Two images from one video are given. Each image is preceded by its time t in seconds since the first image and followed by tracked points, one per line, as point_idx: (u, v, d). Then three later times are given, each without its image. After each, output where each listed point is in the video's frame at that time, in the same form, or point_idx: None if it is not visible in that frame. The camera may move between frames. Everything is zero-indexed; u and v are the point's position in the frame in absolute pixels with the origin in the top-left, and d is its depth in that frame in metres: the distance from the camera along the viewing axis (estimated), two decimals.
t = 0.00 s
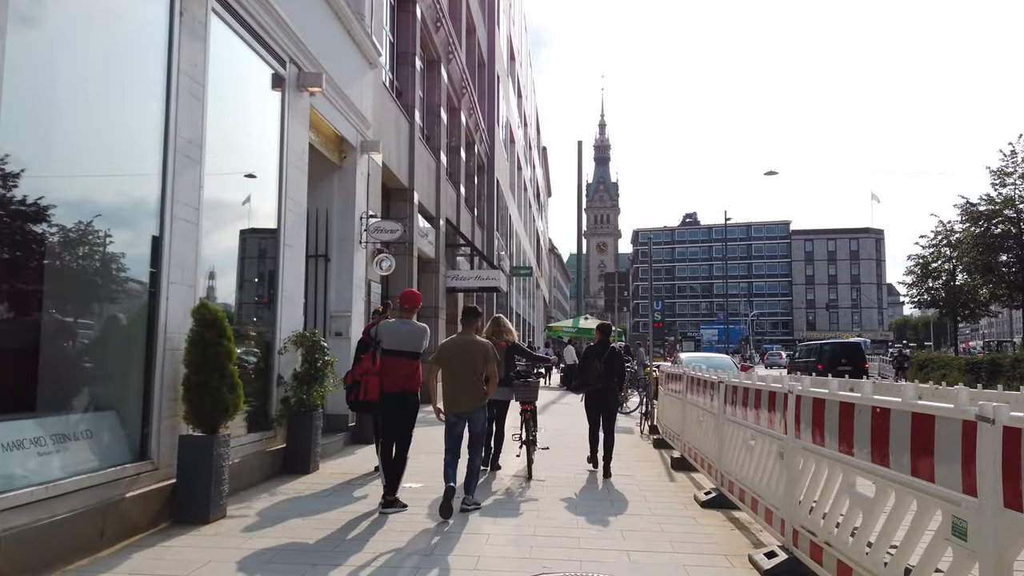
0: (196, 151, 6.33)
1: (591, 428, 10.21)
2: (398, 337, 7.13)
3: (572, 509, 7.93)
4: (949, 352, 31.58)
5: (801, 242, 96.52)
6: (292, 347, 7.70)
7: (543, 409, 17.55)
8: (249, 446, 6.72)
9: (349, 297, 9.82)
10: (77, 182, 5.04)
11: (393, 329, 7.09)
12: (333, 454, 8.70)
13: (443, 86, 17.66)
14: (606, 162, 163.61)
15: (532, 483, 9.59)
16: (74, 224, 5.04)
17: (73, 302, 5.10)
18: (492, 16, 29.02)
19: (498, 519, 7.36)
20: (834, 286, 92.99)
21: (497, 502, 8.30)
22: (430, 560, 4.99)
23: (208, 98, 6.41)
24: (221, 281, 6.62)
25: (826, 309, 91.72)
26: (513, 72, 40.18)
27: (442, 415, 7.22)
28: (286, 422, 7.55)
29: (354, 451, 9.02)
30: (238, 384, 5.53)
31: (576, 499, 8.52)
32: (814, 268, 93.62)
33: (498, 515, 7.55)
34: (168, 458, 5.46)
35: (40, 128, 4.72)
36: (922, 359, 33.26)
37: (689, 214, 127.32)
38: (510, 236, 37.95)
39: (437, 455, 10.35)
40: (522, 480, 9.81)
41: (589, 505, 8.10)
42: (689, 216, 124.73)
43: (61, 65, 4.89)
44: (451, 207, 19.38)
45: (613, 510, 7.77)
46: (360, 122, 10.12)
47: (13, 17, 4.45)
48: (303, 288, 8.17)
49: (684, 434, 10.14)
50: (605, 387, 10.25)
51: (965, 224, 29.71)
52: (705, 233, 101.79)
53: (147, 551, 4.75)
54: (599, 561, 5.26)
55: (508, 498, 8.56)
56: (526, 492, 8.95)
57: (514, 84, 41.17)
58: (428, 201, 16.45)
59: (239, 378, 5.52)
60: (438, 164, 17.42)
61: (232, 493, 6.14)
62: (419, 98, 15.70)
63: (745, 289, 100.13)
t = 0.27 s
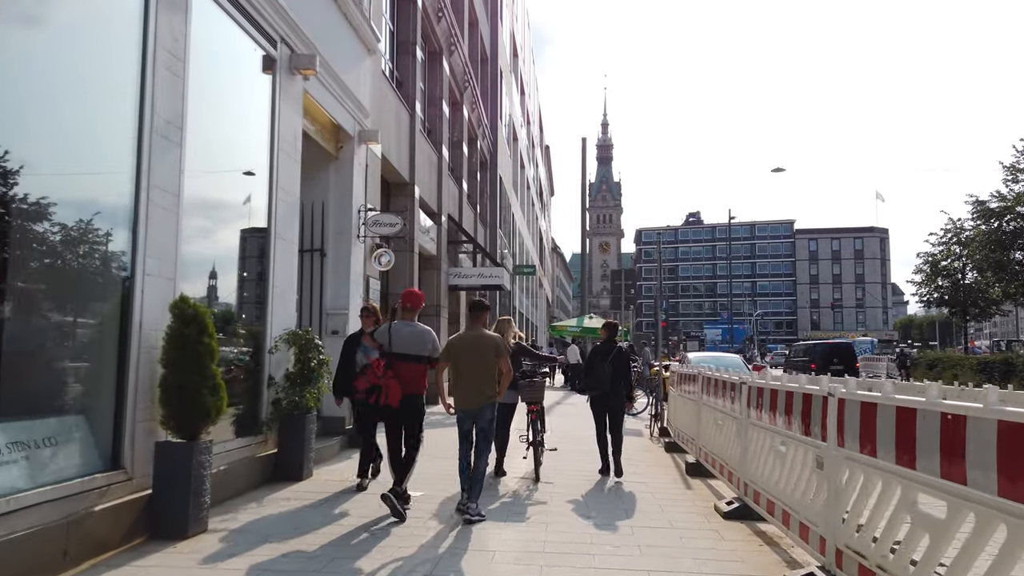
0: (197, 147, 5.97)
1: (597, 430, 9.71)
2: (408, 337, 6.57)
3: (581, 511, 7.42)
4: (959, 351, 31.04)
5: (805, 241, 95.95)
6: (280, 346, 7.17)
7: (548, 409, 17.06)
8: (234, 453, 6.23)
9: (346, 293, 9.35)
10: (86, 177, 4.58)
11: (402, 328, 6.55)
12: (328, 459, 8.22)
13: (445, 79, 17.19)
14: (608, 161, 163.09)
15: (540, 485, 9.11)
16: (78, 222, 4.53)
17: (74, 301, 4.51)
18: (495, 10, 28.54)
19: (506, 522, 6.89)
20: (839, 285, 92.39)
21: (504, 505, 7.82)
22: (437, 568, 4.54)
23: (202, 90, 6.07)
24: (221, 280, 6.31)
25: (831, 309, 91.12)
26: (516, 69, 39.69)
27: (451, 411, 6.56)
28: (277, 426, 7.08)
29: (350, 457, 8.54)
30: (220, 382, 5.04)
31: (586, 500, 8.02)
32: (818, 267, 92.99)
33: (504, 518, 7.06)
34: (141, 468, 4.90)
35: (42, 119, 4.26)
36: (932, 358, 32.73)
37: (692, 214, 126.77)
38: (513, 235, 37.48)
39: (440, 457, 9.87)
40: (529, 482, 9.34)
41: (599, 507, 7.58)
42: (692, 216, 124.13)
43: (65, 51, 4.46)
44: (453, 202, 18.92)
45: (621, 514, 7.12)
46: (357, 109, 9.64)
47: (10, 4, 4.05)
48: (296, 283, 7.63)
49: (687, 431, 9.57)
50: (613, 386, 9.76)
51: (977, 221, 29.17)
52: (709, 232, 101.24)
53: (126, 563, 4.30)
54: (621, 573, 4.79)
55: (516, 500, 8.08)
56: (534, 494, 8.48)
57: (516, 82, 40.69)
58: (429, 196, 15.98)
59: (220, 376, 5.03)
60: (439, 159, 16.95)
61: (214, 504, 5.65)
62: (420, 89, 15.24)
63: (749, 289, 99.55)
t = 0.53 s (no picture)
0: (198, 143, 5.76)
1: (610, 428, 9.24)
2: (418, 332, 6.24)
3: (595, 511, 6.99)
4: (972, 352, 30.46)
5: (811, 240, 95.25)
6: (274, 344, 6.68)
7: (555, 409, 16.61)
8: (222, 459, 5.80)
9: (344, 288, 8.92)
10: (91, 177, 4.34)
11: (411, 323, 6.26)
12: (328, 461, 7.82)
13: (448, 70, 16.77)
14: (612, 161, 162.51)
15: (550, 485, 8.70)
16: (80, 221, 4.28)
17: (73, 298, 4.26)
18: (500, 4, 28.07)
19: (517, 523, 6.48)
20: (845, 284, 91.71)
21: (515, 505, 7.41)
22: None
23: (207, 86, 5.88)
24: (226, 280, 6.13)
25: (837, 309, 90.47)
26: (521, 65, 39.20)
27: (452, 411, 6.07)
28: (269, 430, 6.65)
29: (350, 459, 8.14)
30: (200, 377, 4.59)
31: (599, 500, 7.59)
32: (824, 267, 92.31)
33: (513, 518, 6.63)
34: (115, 474, 4.46)
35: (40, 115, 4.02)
36: (944, 358, 32.16)
37: (698, 213, 126.03)
38: (518, 233, 37.03)
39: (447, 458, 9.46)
40: (539, 482, 8.93)
41: (613, 507, 7.13)
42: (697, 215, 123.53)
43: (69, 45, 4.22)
44: (457, 198, 18.49)
45: (636, 516, 6.61)
46: (356, 95, 9.21)
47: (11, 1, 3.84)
48: (291, 277, 7.17)
49: (699, 431, 9.07)
50: (625, 384, 9.33)
51: (992, 218, 28.53)
52: (714, 231, 100.71)
53: None
54: None
55: (525, 500, 7.66)
56: (544, 494, 8.06)
57: (521, 78, 40.20)
58: (433, 190, 15.54)
59: (201, 371, 4.58)
60: (443, 153, 16.52)
61: (200, 513, 5.21)
62: (422, 80, 14.79)
63: (755, 288, 98.92)
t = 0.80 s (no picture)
0: (197, 139, 5.61)
1: (619, 431, 8.81)
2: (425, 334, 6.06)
3: (607, 519, 6.53)
4: (988, 353, 29.78)
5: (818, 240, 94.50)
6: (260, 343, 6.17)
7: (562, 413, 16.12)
8: (202, 469, 5.36)
9: (340, 287, 8.46)
10: (73, 168, 4.06)
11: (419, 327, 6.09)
12: (322, 469, 7.38)
13: (451, 64, 16.31)
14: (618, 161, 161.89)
15: (559, 491, 8.25)
16: (86, 222, 4.15)
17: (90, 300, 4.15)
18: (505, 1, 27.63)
19: (526, 532, 6.05)
20: (854, 284, 90.92)
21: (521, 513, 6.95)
22: None
23: (208, 86, 5.76)
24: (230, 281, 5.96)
25: (845, 309, 89.67)
26: (526, 63, 38.70)
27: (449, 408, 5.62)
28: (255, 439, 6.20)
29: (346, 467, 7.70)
30: (171, 383, 4.12)
31: (611, 507, 7.14)
32: (832, 266, 91.58)
33: (521, 527, 6.19)
34: (74, 493, 4.01)
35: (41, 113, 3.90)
36: (958, 360, 31.48)
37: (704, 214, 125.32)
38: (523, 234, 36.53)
39: (449, 464, 9.00)
40: (547, 488, 8.46)
41: (626, 514, 6.67)
42: (703, 216, 122.82)
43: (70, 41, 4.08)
44: (461, 195, 18.04)
45: (651, 525, 6.13)
46: (353, 83, 8.76)
47: None
48: (280, 275, 6.69)
49: (713, 438, 8.56)
50: (636, 388, 8.88)
51: (1009, 216, 27.85)
52: (720, 231, 100.09)
53: None
54: None
55: (533, 508, 7.22)
56: (553, 501, 7.61)
57: (526, 76, 39.72)
58: (435, 187, 15.11)
59: (172, 376, 4.11)
60: (445, 148, 16.06)
61: (174, 529, 4.78)
62: (425, 73, 14.34)
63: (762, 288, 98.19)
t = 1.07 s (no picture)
0: (186, 125, 5.36)
1: (622, 427, 8.39)
2: (420, 324, 5.70)
3: (613, 520, 6.07)
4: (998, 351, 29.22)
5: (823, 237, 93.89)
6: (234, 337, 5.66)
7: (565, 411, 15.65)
8: (170, 473, 4.92)
9: (329, 280, 8.01)
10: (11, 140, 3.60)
11: (419, 316, 5.74)
12: (309, 472, 6.92)
13: (450, 54, 15.87)
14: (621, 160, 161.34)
15: (562, 491, 7.80)
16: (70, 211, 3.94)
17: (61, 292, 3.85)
18: None
19: (528, 530, 5.63)
20: (858, 282, 90.30)
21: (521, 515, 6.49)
22: None
23: (214, 89, 5.67)
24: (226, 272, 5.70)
25: (849, 306, 89.05)
26: (528, 58, 38.22)
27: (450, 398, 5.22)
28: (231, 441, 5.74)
29: (335, 469, 7.25)
30: (123, 378, 3.67)
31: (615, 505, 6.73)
32: (836, 264, 90.97)
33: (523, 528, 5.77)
34: (13, 504, 3.58)
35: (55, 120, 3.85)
36: (967, 357, 30.93)
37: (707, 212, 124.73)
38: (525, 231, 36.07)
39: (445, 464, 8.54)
40: (549, 488, 8.00)
41: (633, 514, 6.26)
42: (707, 214, 122.22)
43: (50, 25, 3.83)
44: (460, 188, 17.59)
45: (662, 527, 5.67)
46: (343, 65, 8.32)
47: None
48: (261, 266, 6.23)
49: (723, 437, 8.09)
50: (641, 388, 8.39)
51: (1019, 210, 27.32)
52: (724, 229, 99.54)
53: None
54: None
55: (534, 507, 6.78)
56: (556, 501, 7.17)
57: (528, 72, 39.24)
58: (433, 179, 14.66)
59: (123, 371, 3.66)
60: (444, 140, 15.60)
61: (137, 541, 4.34)
62: (422, 61, 13.88)
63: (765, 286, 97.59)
